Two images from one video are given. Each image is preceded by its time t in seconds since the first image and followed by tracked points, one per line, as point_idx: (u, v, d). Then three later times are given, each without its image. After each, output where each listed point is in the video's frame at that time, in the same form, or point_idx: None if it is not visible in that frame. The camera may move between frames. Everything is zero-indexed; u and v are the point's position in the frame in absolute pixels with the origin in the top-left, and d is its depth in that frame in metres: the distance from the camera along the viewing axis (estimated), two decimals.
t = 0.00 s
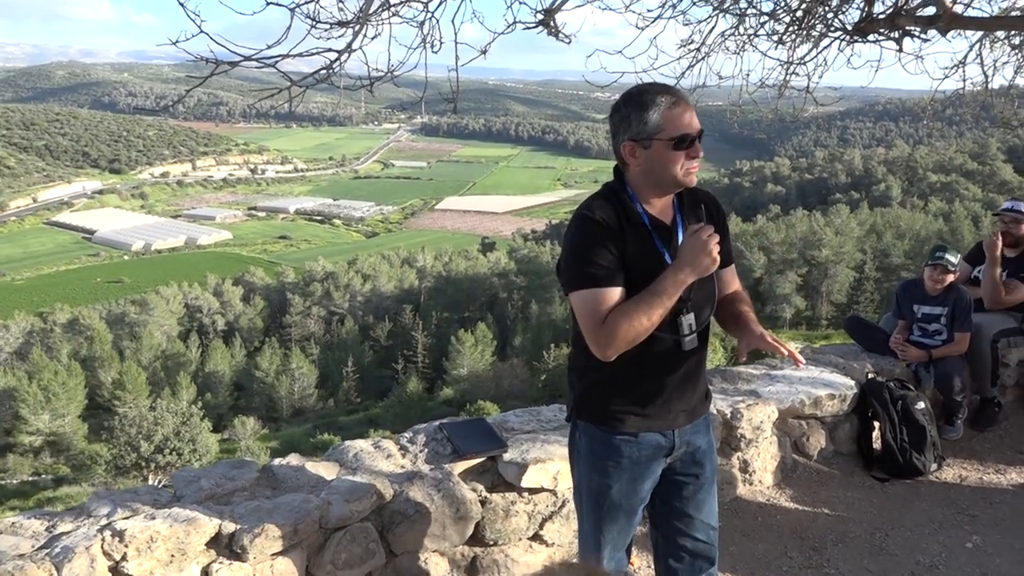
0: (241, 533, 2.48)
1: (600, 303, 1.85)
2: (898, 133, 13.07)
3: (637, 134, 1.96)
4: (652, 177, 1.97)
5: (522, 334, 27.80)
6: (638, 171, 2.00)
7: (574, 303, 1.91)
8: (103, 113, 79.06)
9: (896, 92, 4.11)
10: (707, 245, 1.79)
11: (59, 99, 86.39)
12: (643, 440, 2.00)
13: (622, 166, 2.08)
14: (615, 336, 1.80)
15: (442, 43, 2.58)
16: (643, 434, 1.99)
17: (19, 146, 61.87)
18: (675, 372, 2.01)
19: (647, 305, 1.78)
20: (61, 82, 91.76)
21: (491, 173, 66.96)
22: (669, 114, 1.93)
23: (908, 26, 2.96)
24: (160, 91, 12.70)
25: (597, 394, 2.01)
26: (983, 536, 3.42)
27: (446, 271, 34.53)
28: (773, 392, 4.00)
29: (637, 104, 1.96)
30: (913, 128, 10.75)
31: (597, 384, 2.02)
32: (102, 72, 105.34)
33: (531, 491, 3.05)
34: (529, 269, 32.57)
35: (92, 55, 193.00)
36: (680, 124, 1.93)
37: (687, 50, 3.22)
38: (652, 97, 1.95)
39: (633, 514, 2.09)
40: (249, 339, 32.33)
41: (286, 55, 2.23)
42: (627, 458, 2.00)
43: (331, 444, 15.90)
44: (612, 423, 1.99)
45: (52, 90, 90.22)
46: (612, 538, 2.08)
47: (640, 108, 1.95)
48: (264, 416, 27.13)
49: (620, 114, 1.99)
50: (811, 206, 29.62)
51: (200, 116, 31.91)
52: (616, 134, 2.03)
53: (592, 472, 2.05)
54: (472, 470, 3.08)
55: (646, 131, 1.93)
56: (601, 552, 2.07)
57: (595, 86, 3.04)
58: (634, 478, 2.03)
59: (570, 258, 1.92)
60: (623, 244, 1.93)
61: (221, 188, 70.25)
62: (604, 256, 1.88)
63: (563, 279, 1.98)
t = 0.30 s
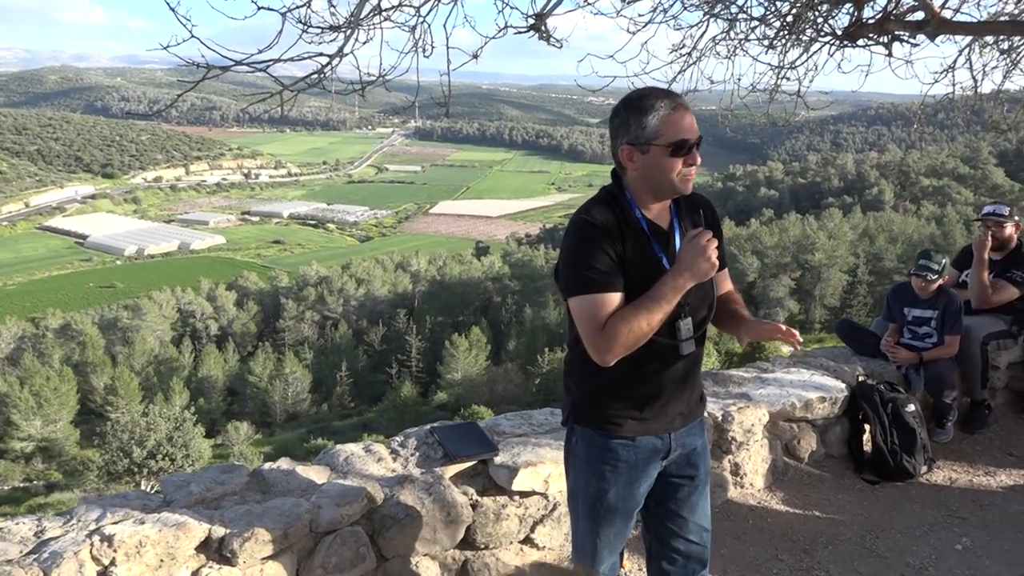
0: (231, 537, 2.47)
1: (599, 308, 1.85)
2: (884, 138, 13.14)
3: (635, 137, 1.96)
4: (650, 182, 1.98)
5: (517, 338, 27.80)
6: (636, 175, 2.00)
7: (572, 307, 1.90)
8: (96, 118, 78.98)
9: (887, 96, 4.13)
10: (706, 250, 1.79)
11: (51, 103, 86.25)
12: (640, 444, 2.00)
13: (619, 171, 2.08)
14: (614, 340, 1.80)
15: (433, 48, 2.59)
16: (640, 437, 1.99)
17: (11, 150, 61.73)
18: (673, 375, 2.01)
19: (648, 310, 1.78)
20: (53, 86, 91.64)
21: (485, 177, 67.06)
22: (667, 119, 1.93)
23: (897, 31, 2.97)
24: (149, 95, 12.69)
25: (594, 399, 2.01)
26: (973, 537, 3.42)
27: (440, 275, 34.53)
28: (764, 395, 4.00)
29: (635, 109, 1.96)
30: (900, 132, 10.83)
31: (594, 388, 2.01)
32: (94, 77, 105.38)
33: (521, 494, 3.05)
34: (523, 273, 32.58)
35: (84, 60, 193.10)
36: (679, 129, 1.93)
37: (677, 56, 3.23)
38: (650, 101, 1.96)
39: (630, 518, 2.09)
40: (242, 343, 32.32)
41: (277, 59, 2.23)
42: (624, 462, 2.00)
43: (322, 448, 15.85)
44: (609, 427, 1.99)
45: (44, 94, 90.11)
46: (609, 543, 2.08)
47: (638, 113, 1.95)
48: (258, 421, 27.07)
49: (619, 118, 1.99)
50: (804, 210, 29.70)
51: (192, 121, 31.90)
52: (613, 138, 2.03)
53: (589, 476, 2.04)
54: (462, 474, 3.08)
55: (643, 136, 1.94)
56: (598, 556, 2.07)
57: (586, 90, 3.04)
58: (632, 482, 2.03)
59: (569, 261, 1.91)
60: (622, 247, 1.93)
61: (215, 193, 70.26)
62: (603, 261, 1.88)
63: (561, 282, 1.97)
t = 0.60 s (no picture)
0: (223, 540, 2.46)
1: (600, 302, 1.85)
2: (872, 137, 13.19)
3: (640, 133, 1.98)
4: (654, 178, 1.98)
5: (511, 339, 27.80)
6: (642, 171, 2.00)
7: (573, 301, 1.91)
8: (89, 121, 78.83)
9: (879, 95, 4.14)
10: (705, 248, 1.77)
11: (43, 106, 86.12)
12: (638, 444, 1.99)
13: (627, 169, 2.09)
14: (612, 335, 1.80)
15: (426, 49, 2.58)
16: (637, 436, 1.99)
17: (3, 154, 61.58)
18: (673, 375, 2.01)
19: (646, 307, 1.78)
20: (45, 89, 91.59)
21: (479, 177, 67.03)
22: (672, 115, 1.93)
23: (886, 30, 2.98)
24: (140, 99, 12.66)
25: (593, 396, 2.01)
26: (964, 534, 3.43)
27: (435, 276, 34.55)
28: (756, 393, 4.02)
29: (643, 104, 1.98)
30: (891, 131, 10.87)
31: (594, 386, 2.01)
32: (87, 79, 105.45)
33: (514, 494, 3.05)
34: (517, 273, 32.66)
35: (76, 62, 193.08)
36: (683, 125, 1.93)
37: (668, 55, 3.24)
38: (656, 96, 1.97)
39: (629, 517, 2.08)
40: (236, 345, 32.48)
41: (268, 61, 2.23)
42: (622, 461, 2.00)
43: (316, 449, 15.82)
44: (608, 426, 1.99)
45: (36, 97, 90.01)
46: (606, 543, 2.08)
47: (644, 107, 1.97)
48: (252, 423, 27.03)
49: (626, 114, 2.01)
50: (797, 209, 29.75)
51: (185, 123, 31.87)
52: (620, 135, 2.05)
53: (587, 475, 2.04)
54: (455, 474, 3.09)
55: (648, 130, 1.95)
56: (596, 555, 2.07)
57: (577, 90, 3.05)
58: (630, 481, 2.02)
59: (571, 256, 1.92)
60: (624, 243, 1.93)
61: (208, 195, 70.19)
62: (605, 256, 1.88)
63: (563, 277, 1.99)
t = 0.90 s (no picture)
0: (213, 544, 2.45)
1: (595, 292, 1.85)
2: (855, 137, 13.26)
3: (647, 129, 1.95)
4: (659, 172, 1.94)
5: (504, 340, 27.85)
6: (649, 167, 1.98)
7: (572, 291, 1.92)
8: (76, 126, 78.44)
9: (866, 93, 4.14)
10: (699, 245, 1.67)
11: (30, 112, 85.67)
12: (636, 441, 1.94)
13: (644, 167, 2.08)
14: (601, 324, 1.79)
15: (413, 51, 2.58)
16: (635, 434, 1.94)
17: None
18: (675, 373, 1.94)
19: (635, 298, 1.74)
20: (31, 95, 91.19)
21: (470, 178, 67.02)
22: (678, 109, 1.90)
23: (871, 29, 3.00)
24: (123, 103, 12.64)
25: (594, 388, 1.98)
26: (953, 527, 3.44)
27: (426, 278, 34.55)
28: (745, 391, 4.04)
29: (652, 99, 1.96)
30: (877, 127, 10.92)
31: (594, 380, 1.99)
32: (73, 83, 105.07)
33: (505, 495, 3.05)
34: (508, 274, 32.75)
35: (63, 66, 192.46)
36: (687, 118, 1.89)
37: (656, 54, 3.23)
38: (664, 92, 1.94)
39: (628, 517, 2.03)
40: (227, 350, 32.31)
41: (254, 64, 2.22)
42: (620, 458, 1.95)
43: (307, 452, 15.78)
44: (604, 420, 1.96)
45: (23, 103, 89.58)
46: (604, 541, 2.03)
47: (651, 105, 1.95)
48: (244, 428, 26.93)
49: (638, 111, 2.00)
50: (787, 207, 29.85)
51: (173, 127, 31.74)
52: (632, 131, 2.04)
53: (582, 470, 2.02)
54: (446, 475, 3.09)
55: (652, 126, 1.93)
56: (592, 552, 2.03)
57: (566, 91, 3.04)
58: (629, 478, 1.98)
59: (576, 246, 1.92)
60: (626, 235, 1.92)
61: (198, 200, 69.91)
62: (603, 250, 1.88)
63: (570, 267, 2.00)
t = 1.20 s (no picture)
0: (199, 556, 2.43)
1: (591, 288, 1.87)
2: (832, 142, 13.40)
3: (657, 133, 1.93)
4: (664, 174, 1.92)
5: (491, 347, 28.00)
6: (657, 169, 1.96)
7: (573, 286, 1.95)
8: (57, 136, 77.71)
9: (847, 96, 4.18)
10: (684, 247, 1.65)
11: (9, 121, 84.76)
12: (630, 443, 1.93)
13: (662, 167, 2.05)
14: (590, 318, 1.83)
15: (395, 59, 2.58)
16: (629, 436, 1.92)
17: None
18: (669, 377, 1.90)
19: (622, 295, 1.76)
20: (11, 106, 90.34)
21: (456, 185, 67.03)
22: (683, 112, 1.87)
23: (849, 33, 3.03)
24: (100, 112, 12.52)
25: (595, 386, 1.98)
26: (937, 527, 3.47)
27: (413, 285, 34.51)
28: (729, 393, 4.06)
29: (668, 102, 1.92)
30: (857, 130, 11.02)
31: (595, 377, 1.99)
32: (52, 93, 104.20)
33: (493, 501, 3.05)
34: (495, 281, 32.85)
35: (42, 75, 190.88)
36: (690, 122, 1.85)
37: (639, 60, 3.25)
38: (671, 96, 1.91)
39: (623, 520, 2.01)
40: (213, 360, 32.12)
41: (234, 74, 2.22)
42: (614, 459, 1.95)
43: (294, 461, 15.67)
44: (601, 417, 1.97)
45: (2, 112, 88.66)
46: (600, 540, 2.02)
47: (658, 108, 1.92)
48: (231, 438, 26.73)
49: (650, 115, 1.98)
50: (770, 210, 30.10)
51: (156, 136, 31.55)
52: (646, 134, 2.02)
53: (579, 467, 2.02)
54: (433, 483, 3.08)
55: (657, 130, 1.91)
56: (586, 551, 2.03)
57: (550, 97, 3.05)
58: (622, 480, 1.96)
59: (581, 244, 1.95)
60: (626, 236, 1.93)
61: (182, 209, 69.50)
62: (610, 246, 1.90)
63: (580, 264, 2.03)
